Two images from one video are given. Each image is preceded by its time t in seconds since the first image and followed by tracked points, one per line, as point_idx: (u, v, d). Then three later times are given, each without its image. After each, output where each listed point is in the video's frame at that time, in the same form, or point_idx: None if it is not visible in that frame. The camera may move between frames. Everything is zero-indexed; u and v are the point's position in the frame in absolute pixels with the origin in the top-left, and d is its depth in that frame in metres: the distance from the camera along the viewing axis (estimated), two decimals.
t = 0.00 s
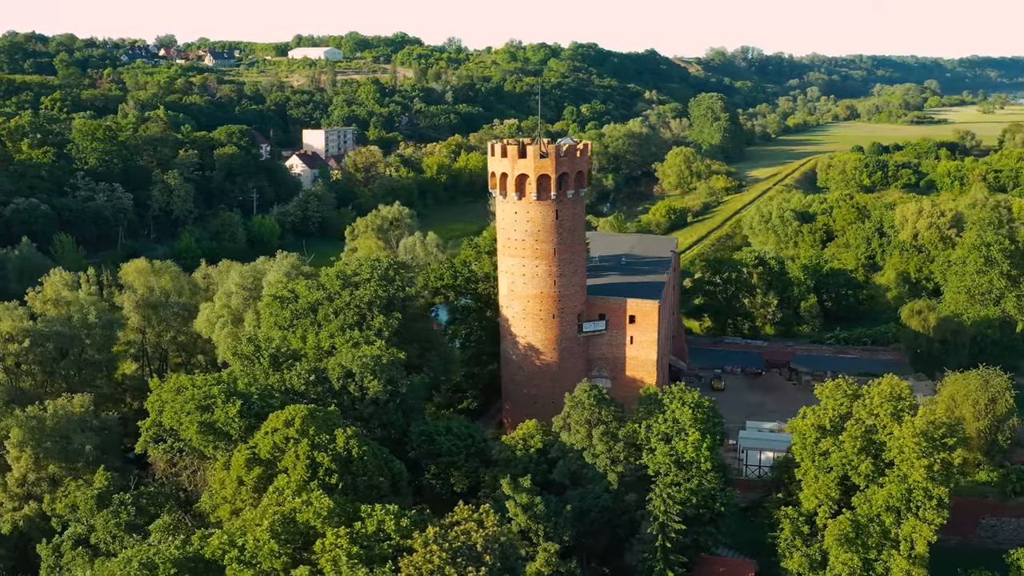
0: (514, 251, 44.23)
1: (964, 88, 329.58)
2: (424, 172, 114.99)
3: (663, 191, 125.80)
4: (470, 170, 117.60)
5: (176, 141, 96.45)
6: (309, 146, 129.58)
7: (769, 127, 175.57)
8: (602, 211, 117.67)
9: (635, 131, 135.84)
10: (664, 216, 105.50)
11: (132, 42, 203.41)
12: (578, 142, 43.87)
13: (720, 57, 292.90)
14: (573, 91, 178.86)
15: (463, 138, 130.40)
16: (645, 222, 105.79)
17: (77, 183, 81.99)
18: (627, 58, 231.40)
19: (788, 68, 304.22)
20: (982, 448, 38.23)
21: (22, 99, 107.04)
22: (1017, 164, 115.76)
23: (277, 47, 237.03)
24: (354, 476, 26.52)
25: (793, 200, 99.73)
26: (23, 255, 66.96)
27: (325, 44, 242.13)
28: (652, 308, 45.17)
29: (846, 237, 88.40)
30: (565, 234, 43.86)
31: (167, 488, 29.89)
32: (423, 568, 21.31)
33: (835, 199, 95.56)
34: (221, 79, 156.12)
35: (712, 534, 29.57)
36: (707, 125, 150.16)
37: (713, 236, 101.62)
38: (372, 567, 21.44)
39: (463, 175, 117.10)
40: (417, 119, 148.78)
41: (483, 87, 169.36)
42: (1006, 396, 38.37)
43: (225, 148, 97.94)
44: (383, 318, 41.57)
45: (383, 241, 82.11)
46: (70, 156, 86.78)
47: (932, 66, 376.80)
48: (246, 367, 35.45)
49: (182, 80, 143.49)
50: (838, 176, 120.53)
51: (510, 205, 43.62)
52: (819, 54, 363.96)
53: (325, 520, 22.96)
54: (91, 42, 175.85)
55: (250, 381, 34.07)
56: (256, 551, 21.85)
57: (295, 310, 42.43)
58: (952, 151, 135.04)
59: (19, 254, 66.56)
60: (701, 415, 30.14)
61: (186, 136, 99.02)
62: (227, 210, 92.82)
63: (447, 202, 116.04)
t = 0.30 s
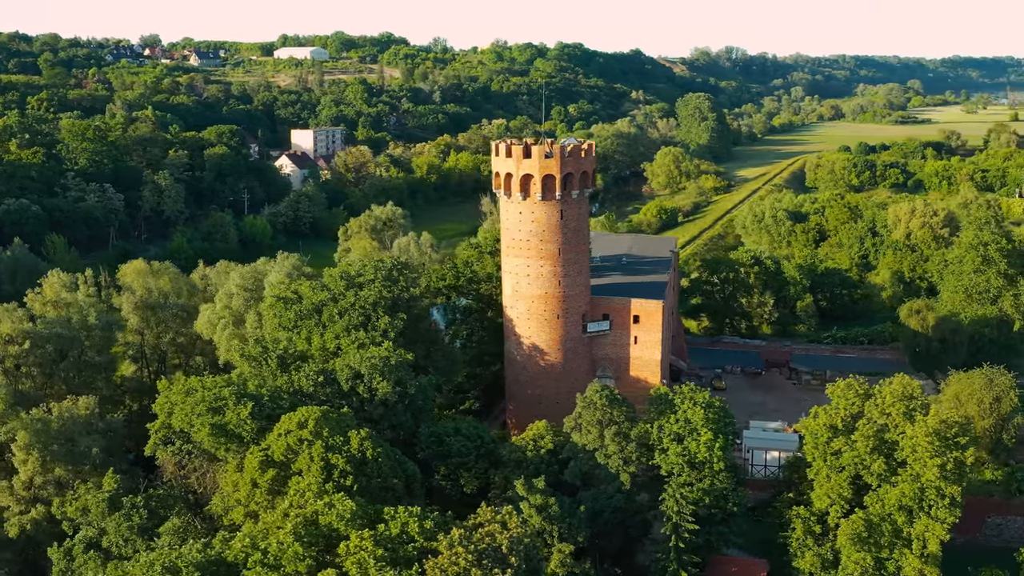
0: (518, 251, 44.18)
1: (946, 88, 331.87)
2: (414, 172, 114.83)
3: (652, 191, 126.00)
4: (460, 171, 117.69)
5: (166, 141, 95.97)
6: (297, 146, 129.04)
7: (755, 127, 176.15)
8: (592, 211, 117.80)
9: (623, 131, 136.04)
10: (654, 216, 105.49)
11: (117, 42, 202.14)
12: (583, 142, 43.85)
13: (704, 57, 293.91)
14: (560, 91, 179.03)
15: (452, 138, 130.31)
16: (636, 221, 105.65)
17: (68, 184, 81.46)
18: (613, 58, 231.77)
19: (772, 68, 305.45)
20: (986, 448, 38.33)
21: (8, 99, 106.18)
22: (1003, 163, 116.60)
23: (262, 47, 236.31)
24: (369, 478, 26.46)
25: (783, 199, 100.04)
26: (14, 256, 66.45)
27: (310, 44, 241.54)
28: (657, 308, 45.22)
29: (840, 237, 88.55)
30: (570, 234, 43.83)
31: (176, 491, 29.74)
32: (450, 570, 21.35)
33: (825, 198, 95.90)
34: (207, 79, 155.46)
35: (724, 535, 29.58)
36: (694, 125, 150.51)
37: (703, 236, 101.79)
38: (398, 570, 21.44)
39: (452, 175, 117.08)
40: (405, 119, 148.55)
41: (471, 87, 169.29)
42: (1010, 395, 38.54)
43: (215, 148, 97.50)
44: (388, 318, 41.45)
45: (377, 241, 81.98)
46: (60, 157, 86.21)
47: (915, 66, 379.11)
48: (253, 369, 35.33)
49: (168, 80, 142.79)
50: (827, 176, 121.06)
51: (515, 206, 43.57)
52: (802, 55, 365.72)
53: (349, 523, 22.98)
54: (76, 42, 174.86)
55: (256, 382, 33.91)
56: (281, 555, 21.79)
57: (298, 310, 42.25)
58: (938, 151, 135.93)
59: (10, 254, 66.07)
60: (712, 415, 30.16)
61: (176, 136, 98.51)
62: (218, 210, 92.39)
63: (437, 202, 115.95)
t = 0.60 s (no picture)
0: (524, 251, 44.14)
1: (929, 88, 333.44)
2: (404, 172, 114.62)
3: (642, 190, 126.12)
4: (450, 171, 117.41)
5: (156, 141, 95.44)
6: (286, 146, 128.33)
7: (742, 126, 176.55)
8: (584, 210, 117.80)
9: (612, 131, 136.18)
10: (646, 216, 104.84)
11: (101, 42, 200.95)
12: (588, 142, 43.82)
13: (689, 57, 294.34)
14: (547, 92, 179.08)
15: (441, 138, 130.12)
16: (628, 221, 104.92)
17: (58, 184, 80.92)
18: (599, 58, 232.02)
19: (756, 68, 306.27)
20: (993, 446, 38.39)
21: None
22: (990, 163, 117.16)
23: (248, 47, 235.55)
24: (384, 480, 26.42)
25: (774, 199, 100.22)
26: (5, 258, 65.93)
27: (296, 44, 240.85)
28: (661, 308, 45.27)
29: (833, 237, 88.64)
30: (575, 234, 43.80)
31: (187, 494, 29.59)
32: (477, 571, 21.30)
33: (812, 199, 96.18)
34: (194, 79, 154.80)
35: (737, 535, 29.64)
36: (681, 125, 150.72)
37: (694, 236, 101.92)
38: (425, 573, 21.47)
39: (443, 175, 116.85)
40: (393, 118, 148.24)
41: (459, 87, 169.14)
42: (1016, 394, 38.66)
43: (206, 148, 97.05)
44: (394, 319, 41.32)
45: (371, 241, 81.74)
46: (50, 157, 85.61)
47: (898, 66, 380.80)
48: (261, 371, 35.19)
49: (155, 80, 142.06)
50: (816, 175, 121.41)
51: (521, 206, 43.49)
52: (786, 55, 366.79)
53: (373, 525, 23.05)
54: (60, 41, 173.81)
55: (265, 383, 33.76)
56: (306, 558, 21.75)
57: (303, 311, 42.05)
58: (924, 150, 136.58)
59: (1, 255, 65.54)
60: (725, 415, 30.23)
61: (166, 136, 97.98)
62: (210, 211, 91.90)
63: (428, 202, 115.75)
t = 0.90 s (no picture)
0: (528, 251, 44.10)
1: (911, 88, 335.03)
2: (394, 172, 114.38)
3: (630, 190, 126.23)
4: (439, 170, 117.35)
5: (145, 141, 94.92)
6: (273, 146, 127.71)
7: (728, 126, 176.91)
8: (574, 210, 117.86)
9: (600, 132, 136.27)
10: (637, 215, 104.83)
11: (85, 42, 199.73)
12: (592, 142, 43.81)
13: (673, 57, 294.82)
14: (534, 92, 178.95)
15: (430, 138, 129.93)
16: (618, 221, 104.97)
17: (47, 185, 80.37)
18: (584, 58, 232.13)
19: (740, 68, 307.04)
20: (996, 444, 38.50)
21: None
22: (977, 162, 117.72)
23: (232, 47, 234.62)
24: (398, 482, 26.41)
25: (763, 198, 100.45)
26: None
27: (280, 44, 240.10)
28: (665, 308, 45.34)
29: (826, 236, 88.83)
30: (579, 234, 43.79)
31: (197, 496, 29.45)
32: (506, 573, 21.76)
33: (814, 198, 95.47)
34: (180, 79, 154.12)
35: (749, 534, 29.71)
36: (669, 125, 150.82)
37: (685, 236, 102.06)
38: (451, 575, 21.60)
39: (432, 175, 116.71)
40: (381, 118, 147.91)
41: (446, 87, 168.91)
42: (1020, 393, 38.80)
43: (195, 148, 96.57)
44: (399, 320, 41.17)
45: (364, 241, 81.48)
46: (38, 157, 84.99)
47: (881, 66, 382.42)
48: (269, 374, 35.13)
49: (141, 80, 141.30)
50: (804, 175, 121.82)
51: (525, 206, 43.44)
52: (769, 55, 367.79)
53: (396, 528, 23.14)
54: (43, 41, 172.63)
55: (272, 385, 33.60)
56: (331, 560, 21.81)
57: (307, 312, 41.91)
58: (910, 150, 137.33)
59: None
60: (736, 415, 30.26)
61: (155, 137, 97.43)
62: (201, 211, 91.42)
63: (418, 202, 115.56)
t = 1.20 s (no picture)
0: (532, 252, 44.05)
1: (893, 88, 336.55)
2: (384, 173, 114.12)
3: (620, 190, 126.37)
4: (428, 170, 117.23)
5: (135, 142, 94.37)
6: (262, 146, 127.23)
7: (715, 126, 177.35)
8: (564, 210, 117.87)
9: (589, 132, 136.29)
10: (628, 215, 104.93)
11: (68, 42, 198.56)
12: (596, 142, 43.68)
13: (656, 57, 295.37)
14: (521, 92, 178.90)
15: (418, 138, 129.71)
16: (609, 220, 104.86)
17: (38, 185, 79.81)
18: (570, 58, 232.27)
19: (723, 68, 307.93)
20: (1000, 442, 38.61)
21: None
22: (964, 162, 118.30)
23: (216, 47, 233.73)
24: (414, 484, 26.39)
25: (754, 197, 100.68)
26: None
27: (265, 44, 239.30)
28: (669, 308, 45.32)
29: (818, 235, 88.99)
30: (584, 234, 43.71)
31: (207, 499, 29.31)
32: None
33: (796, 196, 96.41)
34: (166, 79, 153.49)
35: (760, 534, 29.81)
36: (657, 125, 151.01)
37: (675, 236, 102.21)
38: None
39: (422, 175, 116.57)
40: (369, 118, 147.57)
41: (433, 87, 168.69)
42: None
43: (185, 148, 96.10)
44: (404, 321, 41.10)
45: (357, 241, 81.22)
46: (28, 158, 84.34)
47: (863, 66, 384.10)
48: (276, 376, 34.99)
49: (127, 80, 140.55)
50: (793, 174, 122.20)
51: (530, 206, 43.38)
52: (753, 55, 368.68)
53: (420, 530, 23.25)
54: (26, 40, 171.43)
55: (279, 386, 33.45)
56: (358, 563, 21.93)
57: (311, 313, 41.73)
58: (897, 150, 137.95)
59: None
60: (747, 415, 30.33)
61: (145, 137, 96.87)
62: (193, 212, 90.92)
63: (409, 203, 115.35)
